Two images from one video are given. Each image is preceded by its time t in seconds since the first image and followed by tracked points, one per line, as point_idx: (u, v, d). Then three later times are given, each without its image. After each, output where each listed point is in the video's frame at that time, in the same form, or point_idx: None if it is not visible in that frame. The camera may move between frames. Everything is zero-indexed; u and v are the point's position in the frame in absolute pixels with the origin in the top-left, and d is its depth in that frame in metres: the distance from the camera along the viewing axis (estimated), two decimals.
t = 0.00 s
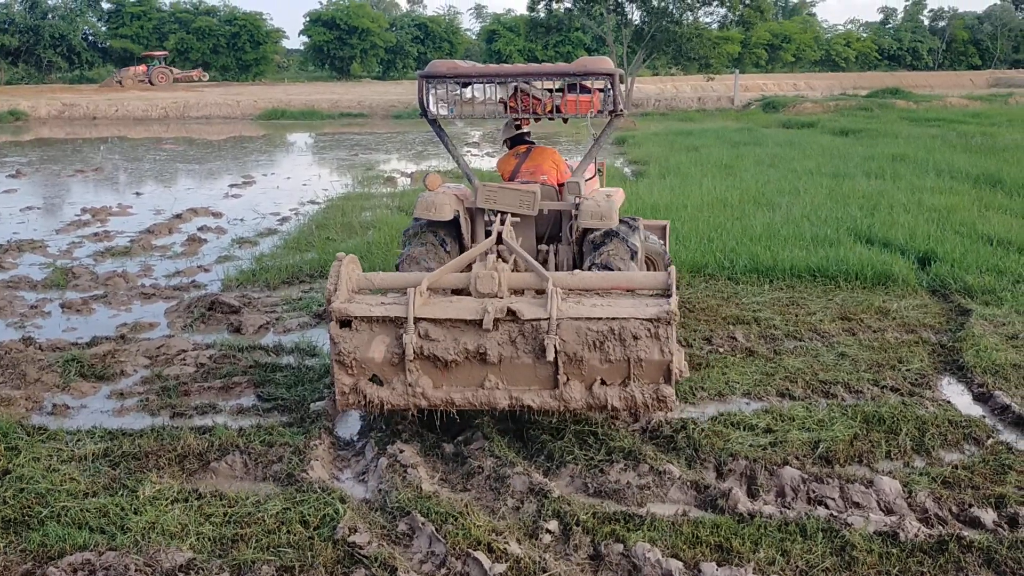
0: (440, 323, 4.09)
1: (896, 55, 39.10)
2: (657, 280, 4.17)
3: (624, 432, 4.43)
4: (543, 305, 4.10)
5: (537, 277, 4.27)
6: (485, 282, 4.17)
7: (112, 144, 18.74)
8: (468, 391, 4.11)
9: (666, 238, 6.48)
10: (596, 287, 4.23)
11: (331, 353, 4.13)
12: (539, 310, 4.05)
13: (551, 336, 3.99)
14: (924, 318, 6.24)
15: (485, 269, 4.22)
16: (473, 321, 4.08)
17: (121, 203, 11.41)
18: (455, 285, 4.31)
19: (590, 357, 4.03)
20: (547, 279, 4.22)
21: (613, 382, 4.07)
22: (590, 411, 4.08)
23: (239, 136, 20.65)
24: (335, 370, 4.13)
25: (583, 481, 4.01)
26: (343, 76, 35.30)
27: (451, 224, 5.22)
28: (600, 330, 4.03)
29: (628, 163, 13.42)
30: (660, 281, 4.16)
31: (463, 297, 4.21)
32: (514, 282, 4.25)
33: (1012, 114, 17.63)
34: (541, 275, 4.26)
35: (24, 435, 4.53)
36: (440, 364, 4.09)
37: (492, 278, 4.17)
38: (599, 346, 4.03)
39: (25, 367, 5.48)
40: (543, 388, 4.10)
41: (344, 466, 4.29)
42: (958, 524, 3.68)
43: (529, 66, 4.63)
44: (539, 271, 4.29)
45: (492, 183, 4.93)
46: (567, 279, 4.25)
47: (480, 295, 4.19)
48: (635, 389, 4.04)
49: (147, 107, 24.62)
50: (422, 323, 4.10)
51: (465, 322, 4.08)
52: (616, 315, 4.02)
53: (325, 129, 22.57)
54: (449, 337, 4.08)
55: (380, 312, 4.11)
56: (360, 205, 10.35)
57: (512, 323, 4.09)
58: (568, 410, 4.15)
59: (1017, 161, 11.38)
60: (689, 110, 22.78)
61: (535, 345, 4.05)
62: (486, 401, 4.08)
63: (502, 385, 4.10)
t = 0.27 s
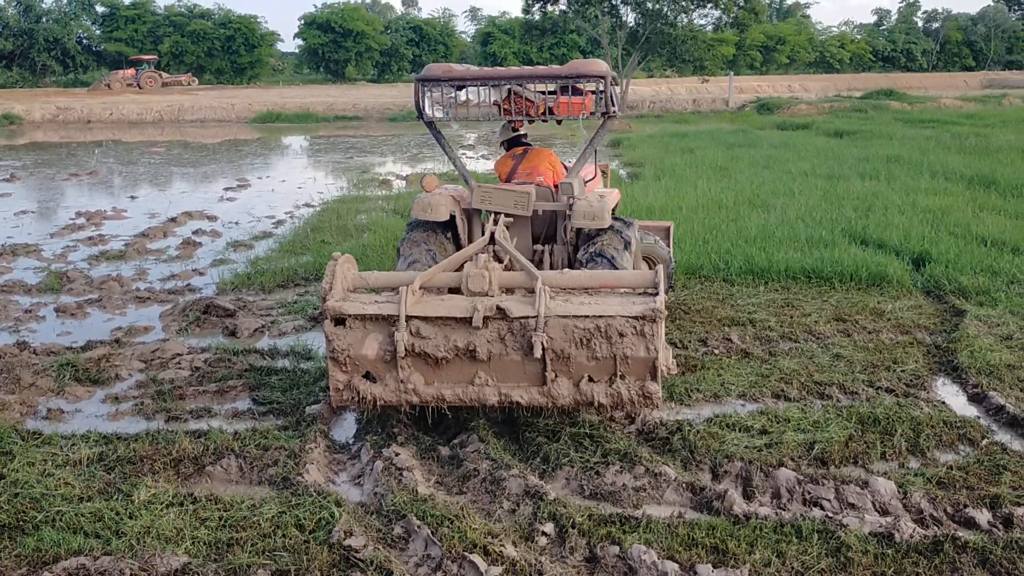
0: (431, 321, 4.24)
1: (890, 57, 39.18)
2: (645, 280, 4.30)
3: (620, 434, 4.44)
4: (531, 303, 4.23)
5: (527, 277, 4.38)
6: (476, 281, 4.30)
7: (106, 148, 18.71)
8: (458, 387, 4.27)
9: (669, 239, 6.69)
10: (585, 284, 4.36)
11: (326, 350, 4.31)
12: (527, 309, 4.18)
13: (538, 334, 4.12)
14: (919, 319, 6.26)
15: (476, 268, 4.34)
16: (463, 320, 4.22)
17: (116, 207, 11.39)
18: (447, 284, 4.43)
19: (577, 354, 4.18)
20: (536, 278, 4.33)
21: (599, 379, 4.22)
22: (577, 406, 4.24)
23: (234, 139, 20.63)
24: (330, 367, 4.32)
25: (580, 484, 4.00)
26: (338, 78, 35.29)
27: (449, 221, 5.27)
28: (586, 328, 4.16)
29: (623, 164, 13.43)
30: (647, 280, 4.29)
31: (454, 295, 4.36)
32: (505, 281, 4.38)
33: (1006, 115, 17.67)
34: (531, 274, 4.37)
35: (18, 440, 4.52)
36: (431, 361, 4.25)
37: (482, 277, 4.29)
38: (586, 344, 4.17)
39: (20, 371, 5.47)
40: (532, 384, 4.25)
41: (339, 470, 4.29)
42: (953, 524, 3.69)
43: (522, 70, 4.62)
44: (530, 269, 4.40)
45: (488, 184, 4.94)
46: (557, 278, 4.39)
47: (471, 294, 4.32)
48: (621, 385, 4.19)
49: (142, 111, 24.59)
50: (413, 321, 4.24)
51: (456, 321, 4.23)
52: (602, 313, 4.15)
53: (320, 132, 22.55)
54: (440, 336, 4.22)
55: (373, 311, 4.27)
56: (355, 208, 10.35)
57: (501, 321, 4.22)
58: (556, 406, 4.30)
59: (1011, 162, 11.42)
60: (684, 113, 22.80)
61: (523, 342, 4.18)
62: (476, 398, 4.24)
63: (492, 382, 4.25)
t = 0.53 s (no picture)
0: (423, 320, 4.35)
1: (884, 58, 39.23)
2: (633, 279, 4.40)
3: (616, 436, 4.43)
4: (521, 302, 4.33)
5: (517, 276, 4.49)
6: (467, 281, 4.41)
7: (101, 151, 18.67)
8: (449, 385, 4.40)
9: (674, 239, 6.86)
10: (573, 284, 4.45)
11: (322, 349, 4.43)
12: (516, 308, 4.28)
13: (526, 333, 4.23)
14: (914, 319, 6.27)
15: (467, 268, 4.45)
16: (454, 319, 4.33)
17: (111, 210, 11.36)
18: (439, 284, 4.53)
19: (565, 353, 4.29)
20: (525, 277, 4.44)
21: (586, 377, 4.33)
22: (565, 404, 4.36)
23: (229, 142, 20.59)
24: (325, 365, 4.44)
25: (575, 486, 4.00)
26: (333, 81, 35.28)
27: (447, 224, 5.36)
28: (574, 327, 4.26)
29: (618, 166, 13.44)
30: (635, 280, 4.38)
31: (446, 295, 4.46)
32: (496, 281, 4.48)
33: (1000, 116, 17.72)
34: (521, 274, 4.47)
35: (12, 444, 4.51)
36: (423, 360, 4.37)
37: (474, 277, 4.42)
38: (574, 343, 4.27)
39: (14, 375, 5.46)
40: (521, 382, 4.38)
41: (335, 473, 4.29)
42: (948, 525, 3.69)
43: (516, 72, 4.65)
44: (520, 269, 4.50)
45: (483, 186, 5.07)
46: (546, 278, 4.48)
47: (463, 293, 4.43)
48: (607, 384, 4.31)
49: (137, 114, 24.54)
50: (405, 321, 4.35)
51: (446, 320, 4.34)
52: (589, 312, 4.25)
53: (315, 134, 22.53)
54: (431, 335, 4.34)
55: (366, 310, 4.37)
56: (351, 211, 10.35)
57: (491, 320, 4.33)
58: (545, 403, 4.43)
59: (1005, 163, 11.44)
60: (679, 115, 22.82)
61: (512, 341, 4.30)
62: (466, 395, 4.37)
63: (482, 380, 4.37)
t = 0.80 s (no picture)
0: (416, 320, 4.46)
1: (880, 60, 39.31)
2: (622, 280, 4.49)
3: (613, 438, 4.42)
4: (510, 303, 4.44)
5: (508, 277, 4.60)
6: (458, 282, 4.52)
7: (96, 155, 18.64)
8: (441, 384, 4.52)
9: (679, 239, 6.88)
10: (563, 285, 4.54)
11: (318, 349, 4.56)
12: (505, 309, 4.39)
13: (515, 333, 4.33)
14: (909, 321, 6.28)
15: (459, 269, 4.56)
16: (445, 319, 4.43)
17: (106, 214, 11.34)
18: (432, 284, 4.64)
19: (553, 353, 4.39)
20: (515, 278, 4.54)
21: (574, 376, 4.45)
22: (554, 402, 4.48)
23: (225, 145, 20.57)
24: (321, 365, 4.57)
25: (572, 488, 4.00)
26: (329, 83, 35.27)
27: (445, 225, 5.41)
28: (561, 327, 4.36)
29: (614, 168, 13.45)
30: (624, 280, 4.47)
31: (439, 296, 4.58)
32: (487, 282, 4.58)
33: (994, 117, 17.76)
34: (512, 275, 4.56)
35: (7, 449, 4.50)
36: (416, 360, 4.49)
37: (465, 278, 4.52)
38: (561, 343, 4.37)
39: (9, 379, 5.45)
40: (510, 381, 4.49)
41: (331, 476, 4.28)
42: (944, 525, 3.70)
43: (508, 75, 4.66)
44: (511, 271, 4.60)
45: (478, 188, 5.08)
46: (537, 279, 4.57)
47: (455, 294, 4.54)
48: (594, 383, 4.43)
49: (132, 117, 24.50)
50: (398, 321, 4.46)
51: (438, 320, 4.45)
52: (576, 312, 4.35)
53: (311, 137, 22.51)
54: (423, 335, 4.45)
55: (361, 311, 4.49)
56: (347, 213, 10.34)
57: (481, 321, 4.44)
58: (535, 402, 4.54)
59: (1000, 164, 11.47)
60: (675, 116, 22.85)
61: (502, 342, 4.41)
62: (458, 394, 4.49)
63: (473, 379, 4.49)
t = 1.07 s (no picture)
0: (412, 319, 4.47)
1: (876, 61, 39.37)
2: (615, 280, 4.48)
3: (611, 439, 4.42)
4: (503, 302, 4.45)
5: (502, 276, 4.61)
6: (455, 281, 4.53)
7: (94, 157, 18.63)
8: (436, 382, 4.53)
9: (687, 239, 6.88)
10: (557, 284, 4.56)
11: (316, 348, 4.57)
12: (498, 308, 4.40)
13: (507, 332, 4.34)
14: (907, 322, 6.29)
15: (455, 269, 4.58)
16: (440, 318, 4.45)
17: (104, 216, 11.34)
18: (430, 284, 4.66)
19: (544, 351, 4.40)
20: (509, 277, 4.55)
21: (566, 375, 4.46)
22: (546, 401, 4.49)
23: (222, 148, 20.56)
24: (320, 363, 4.59)
25: (571, 490, 4.00)
26: (326, 86, 35.28)
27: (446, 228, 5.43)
28: (553, 326, 4.37)
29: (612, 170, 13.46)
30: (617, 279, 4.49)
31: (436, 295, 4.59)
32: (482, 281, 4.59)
33: (991, 119, 17.78)
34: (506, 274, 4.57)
35: (5, 452, 4.49)
36: (411, 358, 4.51)
37: (461, 277, 4.53)
38: (553, 341, 4.38)
39: (7, 383, 5.44)
40: (504, 379, 4.50)
41: (329, 478, 4.28)
42: (943, 527, 3.70)
43: (505, 77, 4.69)
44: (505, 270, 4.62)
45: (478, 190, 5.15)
46: (531, 279, 4.59)
47: (451, 294, 4.55)
48: (585, 381, 4.45)
49: (130, 119, 24.49)
50: (394, 320, 4.48)
51: (434, 318, 4.46)
52: (567, 312, 4.36)
53: (309, 139, 22.50)
54: (419, 333, 4.47)
55: (359, 310, 4.51)
56: (344, 216, 10.34)
57: (475, 320, 4.45)
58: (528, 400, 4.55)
59: (997, 165, 11.49)
60: (672, 118, 22.86)
61: (496, 340, 4.42)
62: (453, 392, 4.50)
63: (467, 377, 4.50)
